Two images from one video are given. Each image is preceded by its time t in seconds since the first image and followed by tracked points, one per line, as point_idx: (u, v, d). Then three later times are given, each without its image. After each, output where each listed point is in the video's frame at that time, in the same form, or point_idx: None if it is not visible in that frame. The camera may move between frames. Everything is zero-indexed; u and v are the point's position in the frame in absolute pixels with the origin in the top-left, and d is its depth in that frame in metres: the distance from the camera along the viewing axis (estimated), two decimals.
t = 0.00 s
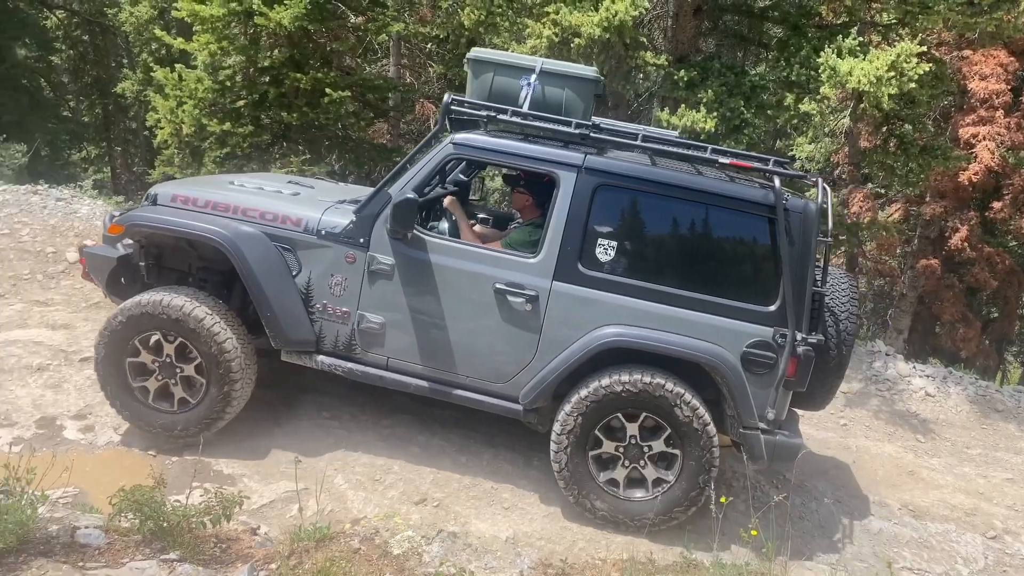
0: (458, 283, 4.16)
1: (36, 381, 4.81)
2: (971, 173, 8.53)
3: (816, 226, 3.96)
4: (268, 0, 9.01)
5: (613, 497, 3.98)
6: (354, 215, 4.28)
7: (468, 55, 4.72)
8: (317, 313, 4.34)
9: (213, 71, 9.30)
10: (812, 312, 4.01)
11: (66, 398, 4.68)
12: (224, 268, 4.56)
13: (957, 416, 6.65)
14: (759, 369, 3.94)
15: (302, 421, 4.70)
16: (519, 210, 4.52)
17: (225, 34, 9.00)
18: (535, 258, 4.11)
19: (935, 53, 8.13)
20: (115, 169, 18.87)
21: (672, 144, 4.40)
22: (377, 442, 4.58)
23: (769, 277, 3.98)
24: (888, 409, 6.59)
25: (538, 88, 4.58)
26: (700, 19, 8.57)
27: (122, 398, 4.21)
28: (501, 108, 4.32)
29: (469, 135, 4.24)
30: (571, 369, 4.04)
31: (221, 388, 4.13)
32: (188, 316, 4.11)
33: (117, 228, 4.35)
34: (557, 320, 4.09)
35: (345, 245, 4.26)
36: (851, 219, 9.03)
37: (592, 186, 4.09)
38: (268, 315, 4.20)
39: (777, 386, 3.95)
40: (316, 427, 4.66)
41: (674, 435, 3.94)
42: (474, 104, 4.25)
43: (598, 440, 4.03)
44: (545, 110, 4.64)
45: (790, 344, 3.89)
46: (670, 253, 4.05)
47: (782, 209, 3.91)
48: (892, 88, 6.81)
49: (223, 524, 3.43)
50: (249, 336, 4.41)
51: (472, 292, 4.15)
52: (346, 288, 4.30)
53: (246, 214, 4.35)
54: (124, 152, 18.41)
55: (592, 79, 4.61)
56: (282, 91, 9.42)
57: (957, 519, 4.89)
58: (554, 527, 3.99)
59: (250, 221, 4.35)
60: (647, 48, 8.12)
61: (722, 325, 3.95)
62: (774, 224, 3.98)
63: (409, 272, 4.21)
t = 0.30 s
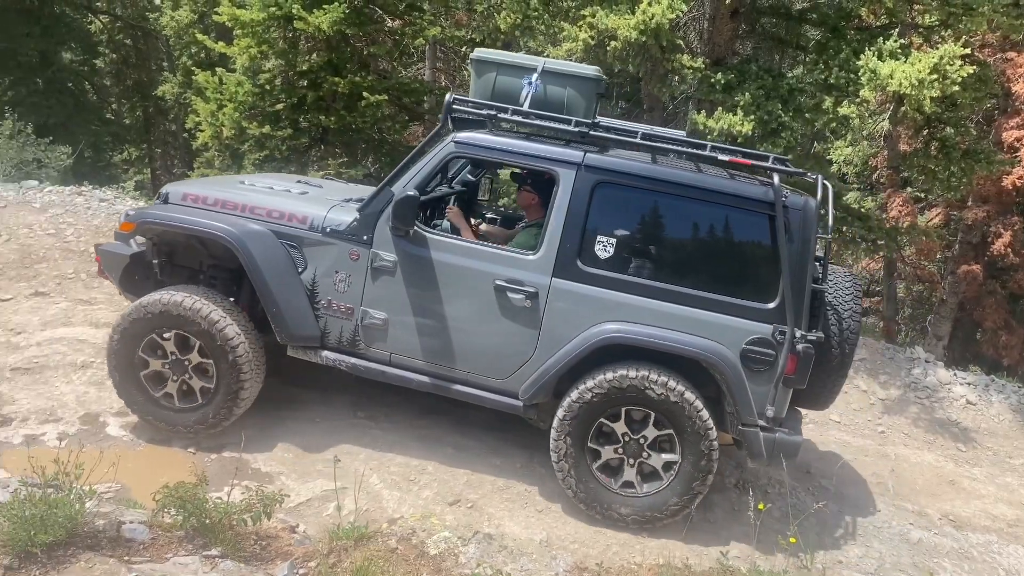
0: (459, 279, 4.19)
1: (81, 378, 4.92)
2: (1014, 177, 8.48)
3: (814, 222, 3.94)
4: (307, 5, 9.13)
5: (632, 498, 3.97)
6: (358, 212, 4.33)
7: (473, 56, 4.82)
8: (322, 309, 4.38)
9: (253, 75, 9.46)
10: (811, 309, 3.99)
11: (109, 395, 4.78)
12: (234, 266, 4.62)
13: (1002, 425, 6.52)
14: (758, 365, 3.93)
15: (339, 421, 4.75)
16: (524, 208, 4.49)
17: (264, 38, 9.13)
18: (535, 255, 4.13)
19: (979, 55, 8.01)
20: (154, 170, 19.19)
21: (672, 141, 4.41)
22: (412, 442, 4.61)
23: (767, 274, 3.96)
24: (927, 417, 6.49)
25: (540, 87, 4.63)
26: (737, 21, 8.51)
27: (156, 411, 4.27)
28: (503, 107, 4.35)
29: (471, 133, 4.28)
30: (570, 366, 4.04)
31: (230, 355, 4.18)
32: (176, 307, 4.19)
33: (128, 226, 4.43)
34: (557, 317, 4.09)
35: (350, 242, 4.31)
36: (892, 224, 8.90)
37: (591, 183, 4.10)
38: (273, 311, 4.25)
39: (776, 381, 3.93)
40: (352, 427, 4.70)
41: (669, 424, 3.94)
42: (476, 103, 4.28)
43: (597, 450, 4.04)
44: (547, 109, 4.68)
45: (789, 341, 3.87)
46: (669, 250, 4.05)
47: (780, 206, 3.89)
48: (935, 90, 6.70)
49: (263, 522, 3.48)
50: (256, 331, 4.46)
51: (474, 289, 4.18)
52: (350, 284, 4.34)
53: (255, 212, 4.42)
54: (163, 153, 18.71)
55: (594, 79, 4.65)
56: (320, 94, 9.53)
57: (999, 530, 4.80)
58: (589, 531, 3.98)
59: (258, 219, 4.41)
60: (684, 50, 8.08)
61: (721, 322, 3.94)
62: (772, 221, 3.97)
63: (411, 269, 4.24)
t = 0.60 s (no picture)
0: (450, 277, 4.21)
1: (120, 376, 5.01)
2: None
3: (800, 217, 3.91)
4: (343, 8, 9.24)
5: (646, 487, 3.97)
6: (351, 211, 4.36)
7: (464, 56, 4.85)
8: (317, 307, 4.43)
9: (288, 78, 9.57)
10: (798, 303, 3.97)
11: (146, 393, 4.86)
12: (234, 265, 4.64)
13: None
14: (745, 357, 3.91)
15: (371, 421, 4.78)
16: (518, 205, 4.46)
17: (300, 41, 9.24)
18: (524, 251, 4.13)
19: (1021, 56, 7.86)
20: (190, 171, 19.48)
21: (660, 137, 4.40)
22: (443, 443, 4.63)
23: (754, 269, 3.93)
24: (966, 425, 6.38)
25: (527, 85, 4.63)
26: (773, 23, 8.44)
27: (182, 408, 4.33)
28: (491, 106, 4.34)
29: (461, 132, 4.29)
30: (557, 361, 4.06)
31: (208, 320, 4.25)
32: (149, 306, 4.32)
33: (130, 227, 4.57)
34: (545, 314, 4.10)
35: (343, 240, 4.35)
36: (930, 228, 8.76)
37: (579, 180, 4.09)
38: (269, 309, 4.30)
39: (763, 373, 3.92)
40: (384, 427, 4.74)
41: (651, 412, 3.94)
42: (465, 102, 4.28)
43: (595, 460, 4.05)
44: (535, 107, 4.68)
45: (775, 336, 3.87)
46: (655, 246, 4.03)
47: (765, 200, 3.87)
48: (976, 93, 6.59)
49: (298, 519, 3.52)
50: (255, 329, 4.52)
51: (465, 286, 4.19)
52: (344, 282, 4.38)
53: (251, 213, 4.46)
54: (199, 155, 18.99)
55: (582, 76, 4.63)
56: (355, 97, 9.62)
57: None
58: (620, 535, 3.97)
59: (256, 219, 4.45)
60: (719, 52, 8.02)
61: (708, 317, 3.92)
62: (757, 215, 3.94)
63: (403, 267, 4.27)
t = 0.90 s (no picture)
0: (438, 269, 4.25)
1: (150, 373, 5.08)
2: None
3: (782, 205, 3.91)
4: (372, 10, 9.31)
5: (649, 462, 3.95)
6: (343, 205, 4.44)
7: (457, 55, 5.00)
8: (311, 299, 4.49)
9: (318, 80, 9.67)
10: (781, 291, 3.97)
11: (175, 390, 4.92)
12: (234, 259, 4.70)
13: None
14: (728, 347, 3.90)
15: (397, 421, 4.80)
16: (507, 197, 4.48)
17: (329, 43, 9.34)
18: (511, 243, 4.17)
19: None
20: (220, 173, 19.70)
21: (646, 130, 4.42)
22: (468, 444, 4.64)
23: (737, 258, 3.94)
24: (1000, 431, 6.27)
25: (517, 80, 4.76)
26: (803, 24, 8.36)
27: (194, 394, 4.39)
28: (479, 100, 4.41)
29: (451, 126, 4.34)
30: (541, 351, 4.08)
31: (178, 297, 4.34)
32: (128, 312, 4.44)
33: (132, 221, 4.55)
34: (532, 305, 4.13)
35: (334, 233, 4.42)
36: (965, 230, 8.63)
37: (564, 172, 4.13)
38: (262, 300, 4.37)
39: (747, 361, 3.89)
40: (409, 426, 4.76)
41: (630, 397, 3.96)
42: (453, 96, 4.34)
43: (594, 461, 4.06)
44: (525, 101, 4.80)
45: (758, 324, 3.86)
46: (638, 236, 4.06)
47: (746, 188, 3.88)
48: (1012, 93, 6.49)
49: (325, 516, 3.55)
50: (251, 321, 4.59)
51: (453, 278, 4.23)
52: (337, 274, 4.44)
53: (247, 207, 4.58)
54: (229, 157, 19.20)
55: (571, 72, 4.77)
56: (383, 99, 9.68)
57: None
58: (645, 537, 3.94)
59: (250, 213, 4.56)
60: (749, 53, 7.96)
61: (691, 306, 3.93)
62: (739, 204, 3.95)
63: (392, 258, 4.33)
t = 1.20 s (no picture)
0: (425, 264, 4.29)
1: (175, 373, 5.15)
2: None
3: (764, 200, 3.93)
4: (395, 15, 9.40)
5: (638, 432, 3.97)
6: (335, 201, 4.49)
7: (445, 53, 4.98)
8: (302, 294, 4.54)
9: (341, 84, 9.74)
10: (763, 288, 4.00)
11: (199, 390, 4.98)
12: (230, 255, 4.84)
13: None
14: (709, 342, 3.93)
15: (418, 423, 4.83)
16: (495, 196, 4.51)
17: (352, 48, 9.46)
18: (498, 238, 4.21)
19: None
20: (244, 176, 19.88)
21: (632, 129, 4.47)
22: (488, 447, 4.65)
23: (719, 255, 3.97)
24: None
25: (506, 82, 4.76)
26: (827, 26, 8.30)
27: (198, 380, 4.45)
28: (467, 98, 4.44)
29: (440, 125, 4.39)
30: (523, 349, 4.13)
31: (151, 292, 4.47)
32: (120, 327, 4.55)
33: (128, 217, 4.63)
34: (518, 301, 4.16)
35: (325, 229, 4.47)
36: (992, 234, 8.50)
37: (550, 169, 4.17)
38: (255, 294, 4.43)
39: (728, 356, 3.92)
40: (430, 428, 4.78)
41: (599, 386, 4.02)
42: (442, 95, 4.38)
43: (593, 458, 4.08)
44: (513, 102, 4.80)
45: (739, 319, 3.87)
46: (622, 233, 4.10)
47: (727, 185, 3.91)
48: None
49: (346, 519, 3.57)
50: (244, 317, 4.65)
51: (441, 273, 4.27)
52: (328, 270, 4.49)
53: (241, 203, 4.62)
54: (254, 160, 19.36)
55: (559, 72, 4.75)
56: (406, 102, 9.72)
57: None
58: (664, 543, 3.92)
59: (245, 210, 4.59)
60: (772, 56, 7.91)
61: (673, 302, 3.97)
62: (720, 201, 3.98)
63: (382, 254, 4.37)
